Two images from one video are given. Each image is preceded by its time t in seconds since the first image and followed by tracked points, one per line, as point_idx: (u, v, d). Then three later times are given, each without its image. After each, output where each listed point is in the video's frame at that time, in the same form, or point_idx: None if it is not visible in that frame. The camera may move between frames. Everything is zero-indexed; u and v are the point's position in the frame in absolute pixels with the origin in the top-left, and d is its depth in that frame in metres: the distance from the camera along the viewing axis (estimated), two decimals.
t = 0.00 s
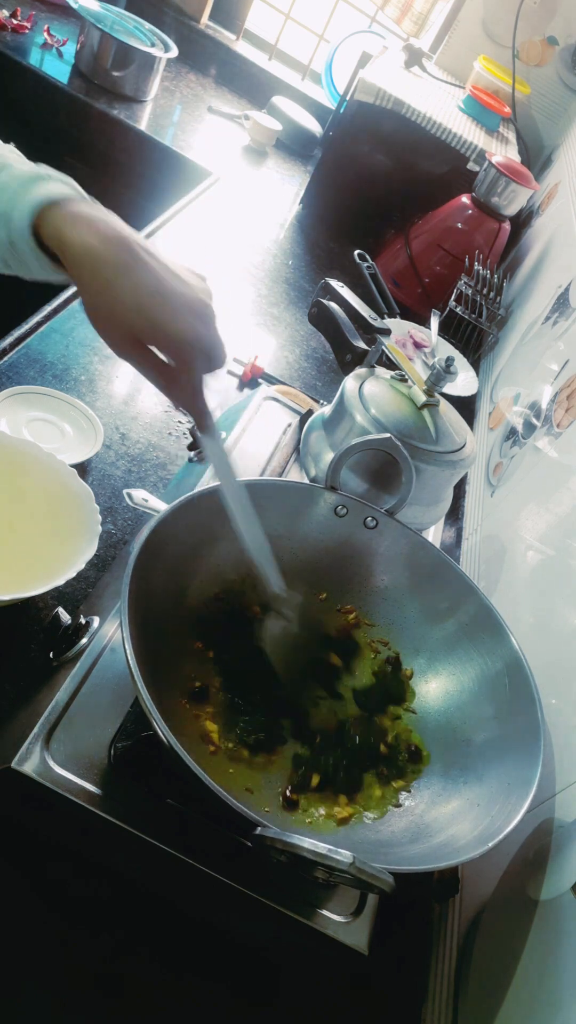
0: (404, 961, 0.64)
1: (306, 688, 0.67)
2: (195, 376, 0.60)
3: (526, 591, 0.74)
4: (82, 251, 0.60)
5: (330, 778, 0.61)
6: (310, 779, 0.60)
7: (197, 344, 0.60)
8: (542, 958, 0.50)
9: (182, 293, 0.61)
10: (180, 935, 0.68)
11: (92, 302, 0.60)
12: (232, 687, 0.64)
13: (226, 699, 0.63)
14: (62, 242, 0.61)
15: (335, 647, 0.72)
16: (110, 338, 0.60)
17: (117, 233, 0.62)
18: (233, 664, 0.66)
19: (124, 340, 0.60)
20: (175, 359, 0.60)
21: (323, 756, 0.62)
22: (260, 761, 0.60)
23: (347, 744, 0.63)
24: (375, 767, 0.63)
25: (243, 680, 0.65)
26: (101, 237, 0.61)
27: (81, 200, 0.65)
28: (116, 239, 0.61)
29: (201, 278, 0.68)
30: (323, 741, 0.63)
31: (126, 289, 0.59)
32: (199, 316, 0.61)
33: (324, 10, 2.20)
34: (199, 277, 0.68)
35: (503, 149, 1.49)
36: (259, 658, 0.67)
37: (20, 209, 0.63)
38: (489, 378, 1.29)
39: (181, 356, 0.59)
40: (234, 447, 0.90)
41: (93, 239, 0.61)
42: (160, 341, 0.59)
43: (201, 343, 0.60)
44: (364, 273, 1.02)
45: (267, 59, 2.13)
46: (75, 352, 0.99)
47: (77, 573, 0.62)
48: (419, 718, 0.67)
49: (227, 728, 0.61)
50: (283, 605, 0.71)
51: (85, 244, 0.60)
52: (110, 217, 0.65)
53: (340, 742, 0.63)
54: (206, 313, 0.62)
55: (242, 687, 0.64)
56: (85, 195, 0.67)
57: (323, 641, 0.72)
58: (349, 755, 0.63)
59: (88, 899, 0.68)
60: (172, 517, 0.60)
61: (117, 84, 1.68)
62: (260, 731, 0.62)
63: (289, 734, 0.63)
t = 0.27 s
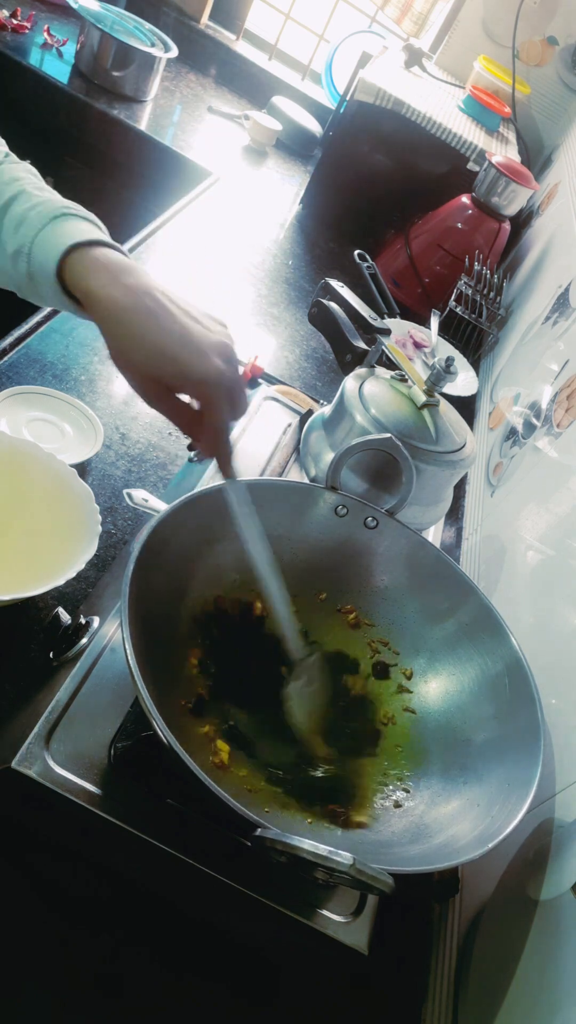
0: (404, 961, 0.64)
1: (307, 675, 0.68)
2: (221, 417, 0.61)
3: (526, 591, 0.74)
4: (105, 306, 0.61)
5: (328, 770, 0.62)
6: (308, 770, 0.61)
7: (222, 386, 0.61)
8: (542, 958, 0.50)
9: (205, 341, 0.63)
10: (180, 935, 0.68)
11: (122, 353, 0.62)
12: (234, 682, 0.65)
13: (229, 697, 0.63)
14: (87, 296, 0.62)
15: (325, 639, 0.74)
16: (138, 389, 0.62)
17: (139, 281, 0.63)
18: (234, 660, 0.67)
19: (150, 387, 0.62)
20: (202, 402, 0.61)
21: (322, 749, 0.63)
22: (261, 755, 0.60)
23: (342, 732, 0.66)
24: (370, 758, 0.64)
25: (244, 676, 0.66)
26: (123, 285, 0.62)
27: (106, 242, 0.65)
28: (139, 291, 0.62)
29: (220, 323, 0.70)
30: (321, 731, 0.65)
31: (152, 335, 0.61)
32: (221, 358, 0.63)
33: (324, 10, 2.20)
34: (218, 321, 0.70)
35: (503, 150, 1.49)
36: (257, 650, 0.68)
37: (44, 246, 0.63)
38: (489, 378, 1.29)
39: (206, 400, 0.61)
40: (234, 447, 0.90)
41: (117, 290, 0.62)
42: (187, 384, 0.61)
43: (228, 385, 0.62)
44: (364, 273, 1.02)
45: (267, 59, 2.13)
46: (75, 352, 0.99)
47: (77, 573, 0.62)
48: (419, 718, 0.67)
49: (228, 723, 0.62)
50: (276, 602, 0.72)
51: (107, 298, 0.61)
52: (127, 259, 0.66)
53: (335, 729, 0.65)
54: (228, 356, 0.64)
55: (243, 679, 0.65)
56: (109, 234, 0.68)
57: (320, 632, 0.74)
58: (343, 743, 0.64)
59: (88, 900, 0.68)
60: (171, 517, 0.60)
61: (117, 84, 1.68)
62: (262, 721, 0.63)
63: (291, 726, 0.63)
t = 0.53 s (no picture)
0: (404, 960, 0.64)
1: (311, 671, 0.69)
2: (156, 363, 0.54)
3: (526, 591, 0.74)
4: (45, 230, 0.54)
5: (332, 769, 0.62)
6: (314, 769, 0.61)
7: (155, 328, 0.55)
8: (541, 958, 0.50)
9: (145, 277, 0.56)
10: (181, 936, 0.68)
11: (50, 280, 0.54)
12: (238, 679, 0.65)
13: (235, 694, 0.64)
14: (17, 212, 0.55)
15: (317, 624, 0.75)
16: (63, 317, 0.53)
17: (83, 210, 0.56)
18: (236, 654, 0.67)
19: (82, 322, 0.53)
20: (137, 347, 0.54)
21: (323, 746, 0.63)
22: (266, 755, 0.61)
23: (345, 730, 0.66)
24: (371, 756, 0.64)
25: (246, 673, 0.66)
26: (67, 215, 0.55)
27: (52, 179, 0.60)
28: (82, 220, 0.56)
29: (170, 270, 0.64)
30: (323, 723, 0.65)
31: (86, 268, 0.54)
32: (163, 302, 0.56)
33: (324, 10, 2.20)
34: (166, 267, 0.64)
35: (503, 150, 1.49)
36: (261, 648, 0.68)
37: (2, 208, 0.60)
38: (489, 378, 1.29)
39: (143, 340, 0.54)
40: (234, 447, 0.90)
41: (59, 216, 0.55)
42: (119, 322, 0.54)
43: (161, 327, 0.56)
44: (364, 273, 1.01)
45: (267, 59, 2.13)
46: (75, 352, 0.99)
47: (77, 573, 0.62)
48: (419, 718, 0.67)
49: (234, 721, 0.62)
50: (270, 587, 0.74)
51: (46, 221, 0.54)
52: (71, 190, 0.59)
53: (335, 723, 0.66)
54: (169, 299, 0.57)
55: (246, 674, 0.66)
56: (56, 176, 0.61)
57: (319, 626, 0.75)
58: (344, 738, 0.65)
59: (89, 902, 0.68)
60: (171, 517, 0.60)
61: (117, 84, 1.68)
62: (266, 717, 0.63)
63: (290, 724, 0.64)
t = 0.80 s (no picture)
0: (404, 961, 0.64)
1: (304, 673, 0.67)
2: (173, 362, 0.59)
3: (526, 591, 0.74)
4: (62, 236, 0.58)
5: (331, 771, 0.62)
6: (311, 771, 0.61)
7: (171, 328, 0.60)
8: (541, 958, 0.50)
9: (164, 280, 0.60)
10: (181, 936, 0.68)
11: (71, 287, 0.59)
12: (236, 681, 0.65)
13: (231, 697, 0.63)
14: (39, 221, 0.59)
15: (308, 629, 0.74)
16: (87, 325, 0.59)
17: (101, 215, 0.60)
18: (232, 656, 0.67)
19: (104, 326, 0.59)
20: (155, 347, 0.59)
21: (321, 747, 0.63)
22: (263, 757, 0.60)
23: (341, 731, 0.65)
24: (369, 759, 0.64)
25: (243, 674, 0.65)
26: (83, 219, 0.59)
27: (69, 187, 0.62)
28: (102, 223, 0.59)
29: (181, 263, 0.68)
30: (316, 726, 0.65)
31: (106, 272, 0.58)
32: (177, 302, 0.60)
33: (324, 10, 2.20)
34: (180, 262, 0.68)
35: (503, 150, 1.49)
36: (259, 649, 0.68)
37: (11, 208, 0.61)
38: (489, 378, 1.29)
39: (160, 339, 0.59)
40: (234, 447, 0.90)
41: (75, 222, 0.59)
42: (139, 326, 0.59)
43: (182, 334, 0.60)
44: (364, 273, 1.02)
45: (267, 59, 2.13)
46: (75, 352, 0.99)
47: (77, 573, 0.62)
48: (419, 718, 0.67)
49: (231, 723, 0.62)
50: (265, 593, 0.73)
51: (67, 227, 0.58)
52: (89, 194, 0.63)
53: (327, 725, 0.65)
54: (188, 302, 0.61)
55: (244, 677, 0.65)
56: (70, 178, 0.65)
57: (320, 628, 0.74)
58: (344, 739, 0.65)
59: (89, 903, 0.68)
60: (171, 517, 0.60)
61: (117, 84, 1.68)
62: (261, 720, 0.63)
63: (290, 725, 0.64)
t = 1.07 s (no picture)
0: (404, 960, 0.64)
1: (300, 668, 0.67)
2: (211, 411, 0.59)
3: (526, 591, 0.74)
4: (100, 298, 0.59)
5: (331, 771, 0.62)
6: (311, 771, 0.61)
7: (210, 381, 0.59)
8: (541, 959, 0.50)
9: (199, 333, 0.60)
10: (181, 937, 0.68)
11: (110, 339, 0.59)
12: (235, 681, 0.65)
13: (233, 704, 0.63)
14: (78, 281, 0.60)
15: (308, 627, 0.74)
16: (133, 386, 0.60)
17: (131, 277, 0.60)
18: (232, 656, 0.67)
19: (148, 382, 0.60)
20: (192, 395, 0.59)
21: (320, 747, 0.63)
22: (263, 758, 0.60)
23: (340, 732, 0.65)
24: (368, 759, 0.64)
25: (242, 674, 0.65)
26: (120, 282, 0.60)
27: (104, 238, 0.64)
28: (137, 283, 0.60)
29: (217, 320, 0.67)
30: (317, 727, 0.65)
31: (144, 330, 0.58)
32: (215, 353, 0.60)
33: (324, 9, 2.20)
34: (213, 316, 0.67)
35: (503, 150, 1.49)
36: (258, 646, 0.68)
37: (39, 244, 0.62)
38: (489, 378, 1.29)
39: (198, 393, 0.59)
40: (234, 446, 0.90)
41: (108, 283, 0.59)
42: (178, 380, 0.59)
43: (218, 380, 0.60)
44: (364, 273, 1.01)
45: (267, 59, 2.13)
46: (75, 352, 0.99)
47: (77, 573, 0.62)
48: (419, 718, 0.67)
49: (229, 725, 0.62)
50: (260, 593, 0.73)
51: (102, 288, 0.59)
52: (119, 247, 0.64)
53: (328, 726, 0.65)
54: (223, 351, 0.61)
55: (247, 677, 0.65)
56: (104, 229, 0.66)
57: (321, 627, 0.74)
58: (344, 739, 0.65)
59: (88, 903, 0.67)
60: (171, 517, 0.60)
61: (117, 84, 1.69)
62: (260, 720, 0.63)
63: (291, 726, 0.64)
